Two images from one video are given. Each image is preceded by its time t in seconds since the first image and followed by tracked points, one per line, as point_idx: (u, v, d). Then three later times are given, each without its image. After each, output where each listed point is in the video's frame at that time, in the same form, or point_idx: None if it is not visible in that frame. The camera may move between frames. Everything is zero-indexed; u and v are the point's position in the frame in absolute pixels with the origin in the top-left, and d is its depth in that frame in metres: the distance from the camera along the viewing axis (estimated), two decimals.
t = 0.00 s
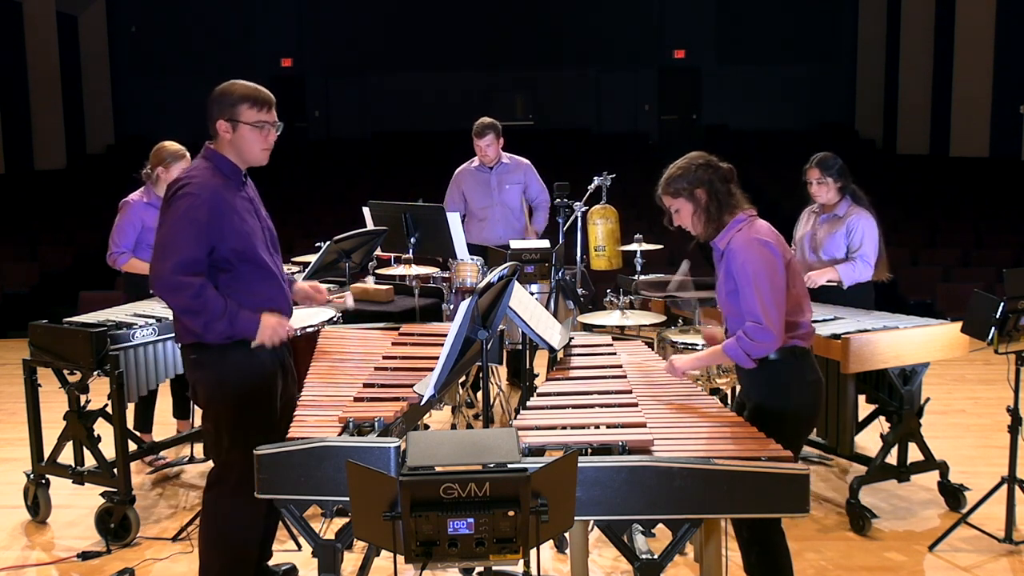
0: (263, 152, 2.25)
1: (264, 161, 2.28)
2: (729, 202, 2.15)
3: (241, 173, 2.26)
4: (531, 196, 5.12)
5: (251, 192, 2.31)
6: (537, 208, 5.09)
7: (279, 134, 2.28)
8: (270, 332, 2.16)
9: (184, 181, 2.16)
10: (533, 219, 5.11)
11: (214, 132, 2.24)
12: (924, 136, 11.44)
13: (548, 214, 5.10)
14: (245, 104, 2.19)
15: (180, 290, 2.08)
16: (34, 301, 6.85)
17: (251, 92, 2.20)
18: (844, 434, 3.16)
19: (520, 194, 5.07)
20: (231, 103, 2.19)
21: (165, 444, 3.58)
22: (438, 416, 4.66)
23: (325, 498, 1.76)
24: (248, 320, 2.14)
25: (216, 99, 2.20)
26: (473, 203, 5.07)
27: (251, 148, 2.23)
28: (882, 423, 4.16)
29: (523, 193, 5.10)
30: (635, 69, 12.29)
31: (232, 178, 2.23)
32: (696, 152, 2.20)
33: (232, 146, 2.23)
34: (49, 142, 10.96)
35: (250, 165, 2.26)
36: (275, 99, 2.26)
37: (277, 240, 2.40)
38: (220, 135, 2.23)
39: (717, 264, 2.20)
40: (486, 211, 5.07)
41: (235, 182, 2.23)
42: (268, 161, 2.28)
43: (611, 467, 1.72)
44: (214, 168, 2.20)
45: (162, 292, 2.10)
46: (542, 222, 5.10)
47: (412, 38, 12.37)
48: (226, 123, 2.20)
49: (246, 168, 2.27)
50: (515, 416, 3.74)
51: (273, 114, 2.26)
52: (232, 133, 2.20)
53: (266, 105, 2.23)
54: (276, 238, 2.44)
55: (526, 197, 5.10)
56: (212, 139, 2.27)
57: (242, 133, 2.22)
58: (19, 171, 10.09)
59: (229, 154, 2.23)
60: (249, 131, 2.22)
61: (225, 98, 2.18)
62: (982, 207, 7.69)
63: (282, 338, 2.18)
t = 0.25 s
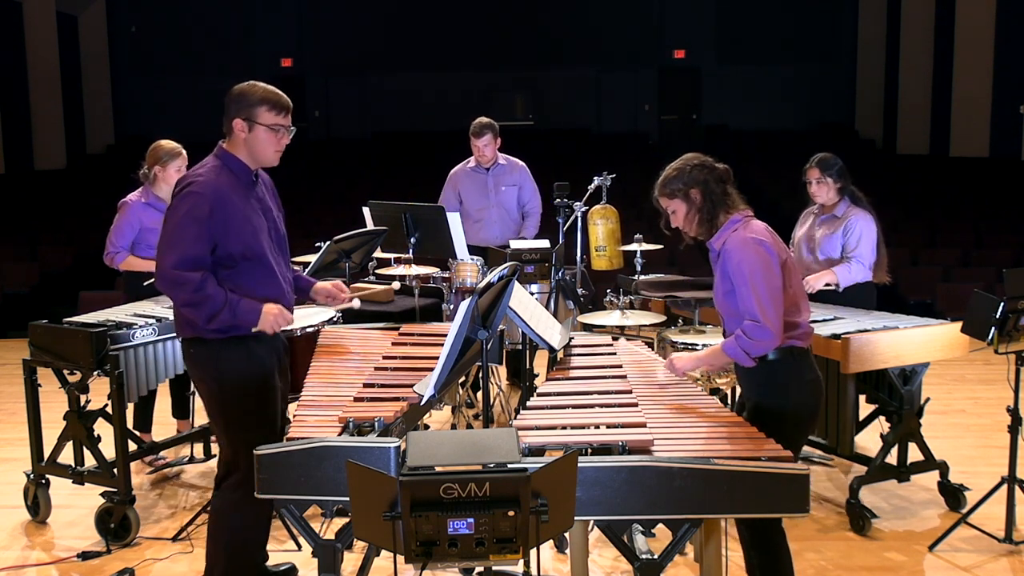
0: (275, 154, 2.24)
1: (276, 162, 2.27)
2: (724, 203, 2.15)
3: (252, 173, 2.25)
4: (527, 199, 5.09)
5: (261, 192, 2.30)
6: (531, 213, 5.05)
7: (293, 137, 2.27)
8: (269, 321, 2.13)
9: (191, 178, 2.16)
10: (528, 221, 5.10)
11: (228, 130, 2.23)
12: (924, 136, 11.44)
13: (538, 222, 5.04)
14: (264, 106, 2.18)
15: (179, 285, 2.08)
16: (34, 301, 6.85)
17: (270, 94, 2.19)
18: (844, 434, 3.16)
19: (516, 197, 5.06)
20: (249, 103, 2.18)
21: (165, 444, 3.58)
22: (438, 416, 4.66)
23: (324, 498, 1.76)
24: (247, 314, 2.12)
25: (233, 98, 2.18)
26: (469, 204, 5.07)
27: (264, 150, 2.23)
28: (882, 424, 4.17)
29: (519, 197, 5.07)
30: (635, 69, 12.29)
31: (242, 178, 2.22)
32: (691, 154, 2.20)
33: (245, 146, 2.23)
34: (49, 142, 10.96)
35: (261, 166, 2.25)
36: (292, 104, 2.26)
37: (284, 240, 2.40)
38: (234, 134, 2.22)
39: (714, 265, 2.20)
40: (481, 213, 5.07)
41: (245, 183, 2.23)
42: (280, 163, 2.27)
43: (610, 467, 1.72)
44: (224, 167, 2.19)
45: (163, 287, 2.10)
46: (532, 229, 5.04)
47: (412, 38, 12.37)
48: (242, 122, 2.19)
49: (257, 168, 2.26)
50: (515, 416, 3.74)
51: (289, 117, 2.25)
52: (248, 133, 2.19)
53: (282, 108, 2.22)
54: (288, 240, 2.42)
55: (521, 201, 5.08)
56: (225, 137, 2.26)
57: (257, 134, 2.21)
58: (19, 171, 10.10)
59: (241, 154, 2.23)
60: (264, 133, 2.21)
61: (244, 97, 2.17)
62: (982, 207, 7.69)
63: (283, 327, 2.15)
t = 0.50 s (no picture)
0: (277, 159, 2.24)
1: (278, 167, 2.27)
2: (726, 199, 2.15)
3: (252, 177, 2.25)
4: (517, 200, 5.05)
5: (261, 196, 2.30)
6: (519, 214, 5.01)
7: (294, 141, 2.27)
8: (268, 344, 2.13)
9: (191, 181, 2.16)
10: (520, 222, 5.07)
11: (230, 135, 2.22)
12: (924, 136, 11.44)
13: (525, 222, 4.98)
14: (267, 111, 2.18)
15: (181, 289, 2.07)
16: (34, 301, 6.85)
17: (273, 99, 2.18)
18: (844, 434, 3.16)
19: (508, 198, 5.04)
20: (253, 109, 2.17)
21: (165, 444, 3.58)
22: (438, 416, 4.66)
23: (324, 498, 1.76)
24: (248, 334, 2.13)
25: (237, 103, 2.17)
26: (463, 206, 5.09)
27: (267, 155, 2.22)
28: (881, 424, 4.16)
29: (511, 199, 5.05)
30: (635, 69, 12.29)
31: (241, 182, 2.22)
32: (696, 148, 2.20)
33: (246, 150, 2.22)
34: (49, 142, 10.96)
35: (263, 170, 2.25)
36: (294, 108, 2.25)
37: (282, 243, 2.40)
38: (236, 138, 2.22)
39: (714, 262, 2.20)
40: (476, 214, 5.09)
41: (246, 188, 2.23)
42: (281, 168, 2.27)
43: (610, 467, 1.72)
44: (225, 173, 2.19)
45: (169, 293, 2.11)
46: (519, 228, 4.99)
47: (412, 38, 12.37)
48: (246, 127, 2.19)
49: (257, 172, 2.26)
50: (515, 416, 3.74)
51: (291, 122, 2.24)
52: (251, 138, 2.19)
53: (284, 113, 2.21)
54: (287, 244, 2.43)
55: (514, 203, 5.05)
56: (226, 141, 2.25)
57: (259, 139, 2.20)
58: (19, 171, 10.10)
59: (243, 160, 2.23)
60: (267, 138, 2.20)
61: (248, 102, 2.16)
62: (982, 207, 7.69)
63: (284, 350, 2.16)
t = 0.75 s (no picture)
0: (275, 153, 2.22)
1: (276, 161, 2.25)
2: (724, 201, 2.15)
3: (250, 171, 2.24)
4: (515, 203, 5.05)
5: (259, 191, 2.29)
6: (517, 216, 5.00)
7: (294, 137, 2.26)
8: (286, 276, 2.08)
9: (188, 173, 2.15)
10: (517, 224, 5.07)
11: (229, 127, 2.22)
12: (924, 136, 11.44)
13: (523, 223, 4.97)
14: (266, 106, 2.17)
15: (177, 282, 2.07)
16: (34, 301, 6.85)
17: (273, 93, 2.18)
18: (844, 434, 3.16)
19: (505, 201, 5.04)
20: (252, 102, 2.16)
21: (165, 444, 3.58)
22: (437, 416, 4.66)
23: (324, 498, 1.76)
24: (260, 285, 2.12)
25: (236, 96, 2.16)
26: (461, 208, 5.09)
27: (265, 150, 2.21)
28: (882, 424, 4.16)
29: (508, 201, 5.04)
30: (635, 69, 12.29)
31: (238, 176, 2.22)
32: (694, 151, 2.21)
33: (244, 143, 2.21)
34: (49, 142, 10.97)
35: (261, 163, 2.24)
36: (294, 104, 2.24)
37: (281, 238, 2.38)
38: (234, 131, 2.21)
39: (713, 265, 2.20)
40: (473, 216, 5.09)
41: (243, 181, 2.22)
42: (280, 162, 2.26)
43: (611, 467, 1.72)
44: (222, 164, 2.19)
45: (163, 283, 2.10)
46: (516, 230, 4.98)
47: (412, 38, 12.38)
48: (243, 120, 2.18)
49: (255, 166, 2.25)
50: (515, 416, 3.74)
51: (290, 117, 2.22)
52: (249, 132, 2.18)
53: (283, 108, 2.19)
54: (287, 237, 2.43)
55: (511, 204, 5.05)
56: (225, 133, 2.25)
57: (258, 133, 2.20)
58: (19, 171, 10.10)
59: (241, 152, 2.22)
60: (265, 132, 2.19)
61: (246, 95, 2.15)
62: (982, 207, 7.69)
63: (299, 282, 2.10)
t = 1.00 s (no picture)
0: (277, 174, 2.21)
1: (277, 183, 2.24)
2: (721, 202, 2.15)
3: (251, 191, 2.22)
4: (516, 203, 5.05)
5: (259, 211, 2.28)
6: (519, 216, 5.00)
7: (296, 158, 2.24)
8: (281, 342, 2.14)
9: (190, 193, 2.13)
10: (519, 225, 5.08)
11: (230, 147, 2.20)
12: (924, 136, 11.44)
13: (524, 224, 4.96)
14: (269, 127, 2.16)
15: (186, 305, 2.04)
16: (34, 301, 6.85)
17: (276, 114, 2.16)
18: (844, 434, 3.16)
19: (506, 201, 5.05)
20: (255, 123, 2.15)
21: (165, 444, 3.58)
22: (437, 416, 4.66)
23: (325, 498, 1.76)
24: (255, 339, 2.11)
25: (239, 116, 2.15)
26: (462, 207, 5.09)
27: (267, 170, 2.20)
28: (882, 424, 4.17)
29: (509, 201, 5.04)
30: (635, 69, 12.29)
31: (239, 195, 2.20)
32: (690, 152, 2.20)
33: (246, 164, 2.20)
34: (49, 142, 10.97)
35: (263, 184, 2.23)
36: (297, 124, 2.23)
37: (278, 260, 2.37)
38: (236, 151, 2.19)
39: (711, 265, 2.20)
40: (474, 216, 5.09)
41: (244, 201, 2.20)
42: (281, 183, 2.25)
43: (611, 467, 1.72)
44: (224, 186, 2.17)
45: (168, 307, 2.07)
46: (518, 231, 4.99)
47: (412, 38, 12.38)
48: (246, 141, 2.16)
49: (256, 186, 2.24)
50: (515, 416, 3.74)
51: (293, 138, 2.21)
52: (252, 153, 2.16)
53: (286, 129, 2.18)
54: (283, 257, 2.42)
55: (512, 205, 5.04)
56: (224, 152, 2.23)
57: (260, 154, 2.18)
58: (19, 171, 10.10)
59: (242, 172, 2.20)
60: (268, 154, 2.18)
61: (249, 116, 2.14)
62: (982, 207, 7.69)
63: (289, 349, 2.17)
